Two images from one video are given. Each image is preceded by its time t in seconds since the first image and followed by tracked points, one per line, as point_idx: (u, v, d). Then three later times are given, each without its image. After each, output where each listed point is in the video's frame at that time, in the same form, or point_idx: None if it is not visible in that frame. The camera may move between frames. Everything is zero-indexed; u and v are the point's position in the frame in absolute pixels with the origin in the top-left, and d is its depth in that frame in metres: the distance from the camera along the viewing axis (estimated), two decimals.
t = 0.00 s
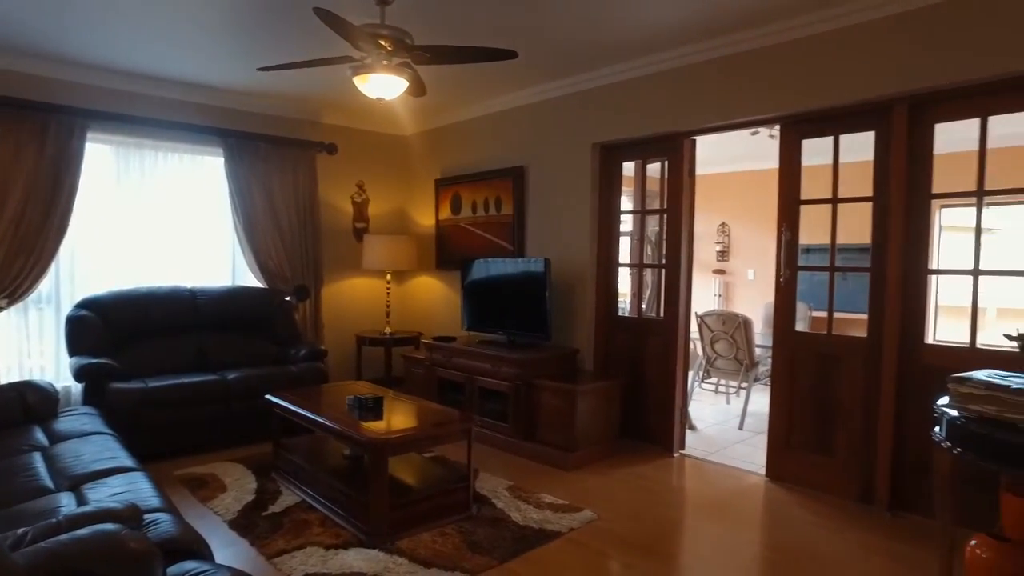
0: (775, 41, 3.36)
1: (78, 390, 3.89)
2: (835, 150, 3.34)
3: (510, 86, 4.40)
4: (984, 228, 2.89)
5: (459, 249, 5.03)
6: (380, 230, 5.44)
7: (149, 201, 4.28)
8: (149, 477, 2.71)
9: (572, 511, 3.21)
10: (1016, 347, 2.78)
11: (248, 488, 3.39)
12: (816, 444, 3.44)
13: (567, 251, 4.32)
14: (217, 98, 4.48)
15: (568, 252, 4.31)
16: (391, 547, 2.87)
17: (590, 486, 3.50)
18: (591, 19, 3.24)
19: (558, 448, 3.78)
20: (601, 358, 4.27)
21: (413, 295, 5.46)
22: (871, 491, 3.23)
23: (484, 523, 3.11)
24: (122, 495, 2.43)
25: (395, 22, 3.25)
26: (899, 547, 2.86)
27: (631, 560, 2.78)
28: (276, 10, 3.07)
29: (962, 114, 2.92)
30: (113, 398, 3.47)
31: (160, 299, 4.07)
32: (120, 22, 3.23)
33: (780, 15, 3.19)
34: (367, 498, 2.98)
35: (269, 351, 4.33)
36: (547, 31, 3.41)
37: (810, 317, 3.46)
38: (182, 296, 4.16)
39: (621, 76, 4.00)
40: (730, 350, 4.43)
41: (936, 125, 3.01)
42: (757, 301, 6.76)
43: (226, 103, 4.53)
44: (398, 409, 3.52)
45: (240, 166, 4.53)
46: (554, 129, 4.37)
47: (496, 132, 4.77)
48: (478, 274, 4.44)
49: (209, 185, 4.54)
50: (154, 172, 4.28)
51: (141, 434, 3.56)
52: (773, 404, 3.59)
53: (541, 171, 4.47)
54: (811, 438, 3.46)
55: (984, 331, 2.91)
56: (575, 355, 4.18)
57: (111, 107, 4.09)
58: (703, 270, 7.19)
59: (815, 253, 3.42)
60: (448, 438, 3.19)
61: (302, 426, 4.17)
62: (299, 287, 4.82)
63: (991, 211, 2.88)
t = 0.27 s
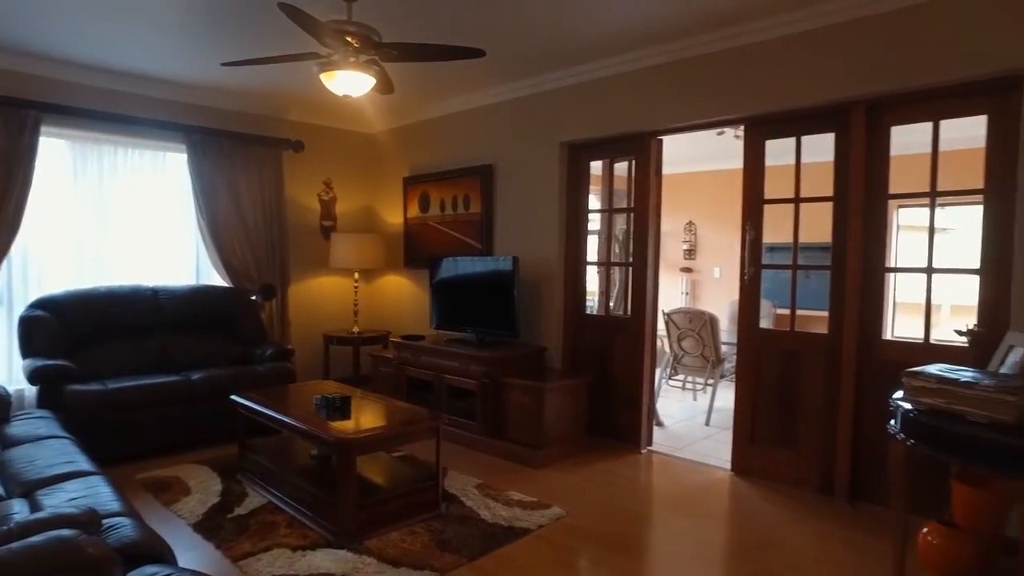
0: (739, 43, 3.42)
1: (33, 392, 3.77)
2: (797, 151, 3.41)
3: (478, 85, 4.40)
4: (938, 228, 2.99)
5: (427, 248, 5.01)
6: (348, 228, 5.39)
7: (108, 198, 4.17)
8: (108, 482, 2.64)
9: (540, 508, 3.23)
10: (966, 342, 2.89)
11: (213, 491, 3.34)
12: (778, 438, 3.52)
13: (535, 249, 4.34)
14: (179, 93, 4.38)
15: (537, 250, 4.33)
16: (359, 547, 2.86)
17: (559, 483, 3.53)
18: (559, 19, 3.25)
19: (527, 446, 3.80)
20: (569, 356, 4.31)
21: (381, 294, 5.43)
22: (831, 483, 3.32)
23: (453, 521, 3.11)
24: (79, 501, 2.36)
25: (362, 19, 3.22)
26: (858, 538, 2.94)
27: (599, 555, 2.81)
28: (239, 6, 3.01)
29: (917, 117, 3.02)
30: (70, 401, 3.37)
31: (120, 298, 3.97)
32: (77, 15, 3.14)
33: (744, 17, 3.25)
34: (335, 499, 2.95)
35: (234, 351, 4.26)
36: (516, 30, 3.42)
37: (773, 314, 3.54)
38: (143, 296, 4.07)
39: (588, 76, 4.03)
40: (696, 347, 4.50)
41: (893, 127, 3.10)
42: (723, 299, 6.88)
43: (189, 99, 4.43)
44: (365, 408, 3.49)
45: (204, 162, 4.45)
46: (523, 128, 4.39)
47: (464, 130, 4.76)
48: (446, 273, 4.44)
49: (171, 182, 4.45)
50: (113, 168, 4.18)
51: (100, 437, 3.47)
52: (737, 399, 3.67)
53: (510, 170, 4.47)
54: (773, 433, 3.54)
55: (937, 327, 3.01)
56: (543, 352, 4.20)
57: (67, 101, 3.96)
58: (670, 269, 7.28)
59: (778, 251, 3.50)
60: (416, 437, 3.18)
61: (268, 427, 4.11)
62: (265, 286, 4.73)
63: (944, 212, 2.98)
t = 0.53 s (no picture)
0: (707, 44, 3.47)
1: None
2: (763, 151, 3.48)
3: (450, 82, 4.39)
4: (898, 227, 3.08)
5: (398, 246, 4.99)
6: (318, 226, 5.34)
7: (68, 195, 4.07)
8: (68, 486, 2.58)
9: (511, 505, 3.25)
10: (924, 338, 2.98)
11: (179, 493, 3.28)
12: (745, 433, 3.58)
13: (507, 248, 4.35)
14: (142, 87, 4.28)
15: (508, 249, 4.35)
16: (330, 548, 2.83)
17: (530, 481, 3.55)
18: (530, 18, 3.26)
19: (498, 444, 3.81)
20: (540, 354, 4.33)
21: (350, 292, 5.39)
22: (796, 476, 3.40)
23: (425, 520, 3.11)
24: (39, 506, 2.30)
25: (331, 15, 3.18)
26: (822, 529, 3.02)
27: (571, 552, 2.83)
28: None
29: (878, 119, 3.10)
30: (28, 403, 3.27)
31: (82, 298, 3.88)
32: (34, 6, 3.05)
33: (713, 19, 3.30)
34: (305, 499, 2.92)
35: (201, 351, 4.19)
36: (487, 28, 3.41)
37: (742, 312, 3.58)
38: (106, 295, 3.99)
39: (560, 75, 4.05)
40: (666, 344, 4.56)
41: (855, 129, 3.18)
42: (692, 296, 6.98)
43: (154, 93, 4.34)
44: (335, 407, 3.47)
45: (169, 159, 4.37)
46: (494, 126, 4.39)
47: (436, 128, 4.74)
48: (418, 271, 4.42)
49: (135, 179, 4.36)
50: (74, 164, 4.08)
51: (61, 440, 3.38)
52: (706, 395, 3.73)
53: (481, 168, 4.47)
54: (741, 428, 3.60)
55: (897, 324, 3.10)
56: (514, 350, 4.21)
57: (24, 92, 3.82)
58: (641, 266, 7.36)
59: (744, 250, 3.56)
60: (387, 436, 3.17)
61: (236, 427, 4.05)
62: (233, 285, 4.61)
63: (902, 211, 3.06)
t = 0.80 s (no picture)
0: (678, 44, 3.51)
1: None
2: (733, 150, 3.52)
3: (423, 80, 4.37)
4: (863, 225, 3.15)
5: (371, 244, 4.95)
6: (289, 224, 5.28)
7: (30, 191, 3.96)
8: (29, 490, 2.51)
9: (485, 503, 3.25)
10: (889, 334, 3.05)
11: (146, 496, 3.22)
12: (716, 429, 3.63)
13: (480, 246, 4.35)
14: (107, 81, 4.19)
15: (481, 247, 4.35)
16: (302, 548, 2.81)
17: (504, 478, 3.56)
18: (503, 16, 3.26)
19: (472, 442, 3.81)
20: (513, 351, 4.34)
21: (323, 291, 5.35)
22: (766, 470, 3.46)
23: (398, 519, 3.10)
24: None
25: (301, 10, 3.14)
26: (791, 522, 3.07)
27: (544, 549, 2.84)
28: None
29: (845, 119, 3.16)
30: None
31: (45, 297, 3.79)
32: None
33: (685, 18, 3.33)
34: (276, 500, 2.89)
35: (169, 351, 4.12)
36: (460, 26, 3.40)
37: (714, 309, 3.63)
38: (70, 294, 3.90)
39: (533, 73, 4.05)
40: (639, 342, 4.61)
41: (822, 129, 3.24)
42: (665, 294, 7.06)
43: (119, 88, 4.25)
44: (306, 407, 3.43)
45: (135, 155, 4.28)
46: (468, 124, 4.38)
47: (409, 125, 4.72)
48: (390, 269, 4.40)
49: (100, 175, 4.26)
50: (36, 160, 3.97)
51: (22, 444, 3.29)
52: (677, 392, 3.77)
53: (454, 166, 4.46)
54: (712, 423, 3.65)
55: (864, 320, 3.17)
56: (487, 348, 4.22)
57: None
58: (614, 264, 7.42)
59: (715, 247, 3.61)
60: (360, 435, 3.15)
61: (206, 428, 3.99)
62: (202, 284, 4.62)
63: (867, 210, 3.13)
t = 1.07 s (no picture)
0: (652, 43, 3.53)
1: None
2: (707, 149, 3.56)
3: (398, 76, 4.34)
4: (832, 223, 3.20)
5: (346, 242, 4.92)
6: (262, 221, 5.22)
7: None
8: None
9: (461, 501, 3.25)
10: (858, 329, 3.11)
11: (115, 499, 3.16)
12: (690, 425, 3.67)
13: (456, 243, 4.34)
14: (73, 74, 4.10)
15: (457, 245, 4.34)
16: (276, 549, 2.77)
17: (480, 476, 3.56)
18: (479, 13, 3.25)
19: (448, 440, 3.81)
20: (489, 349, 4.34)
21: (297, 289, 5.30)
22: (739, 465, 3.50)
23: (373, 518, 3.08)
24: None
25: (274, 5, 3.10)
26: (763, 516, 3.12)
27: (521, 546, 2.85)
28: None
29: (815, 119, 3.21)
30: None
31: (8, 295, 3.70)
32: None
33: (660, 17, 3.35)
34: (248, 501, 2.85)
35: (140, 351, 4.04)
36: (435, 22, 3.39)
37: (689, 306, 3.67)
38: (35, 293, 3.81)
39: (509, 71, 4.05)
40: (614, 339, 4.64)
41: (793, 128, 3.29)
42: (640, 291, 7.11)
43: (85, 81, 4.16)
44: (280, 406, 3.40)
45: (103, 150, 4.20)
46: (443, 121, 4.37)
47: (384, 122, 4.69)
48: (366, 267, 4.37)
49: (66, 170, 4.17)
50: None
51: None
52: (652, 388, 3.80)
53: (429, 164, 4.45)
54: (686, 419, 3.69)
55: (835, 316, 3.22)
56: (463, 346, 4.22)
57: None
58: (590, 262, 7.45)
59: (688, 245, 3.64)
60: (335, 433, 3.13)
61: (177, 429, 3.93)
62: (173, 283, 4.55)
63: (837, 208, 3.19)
